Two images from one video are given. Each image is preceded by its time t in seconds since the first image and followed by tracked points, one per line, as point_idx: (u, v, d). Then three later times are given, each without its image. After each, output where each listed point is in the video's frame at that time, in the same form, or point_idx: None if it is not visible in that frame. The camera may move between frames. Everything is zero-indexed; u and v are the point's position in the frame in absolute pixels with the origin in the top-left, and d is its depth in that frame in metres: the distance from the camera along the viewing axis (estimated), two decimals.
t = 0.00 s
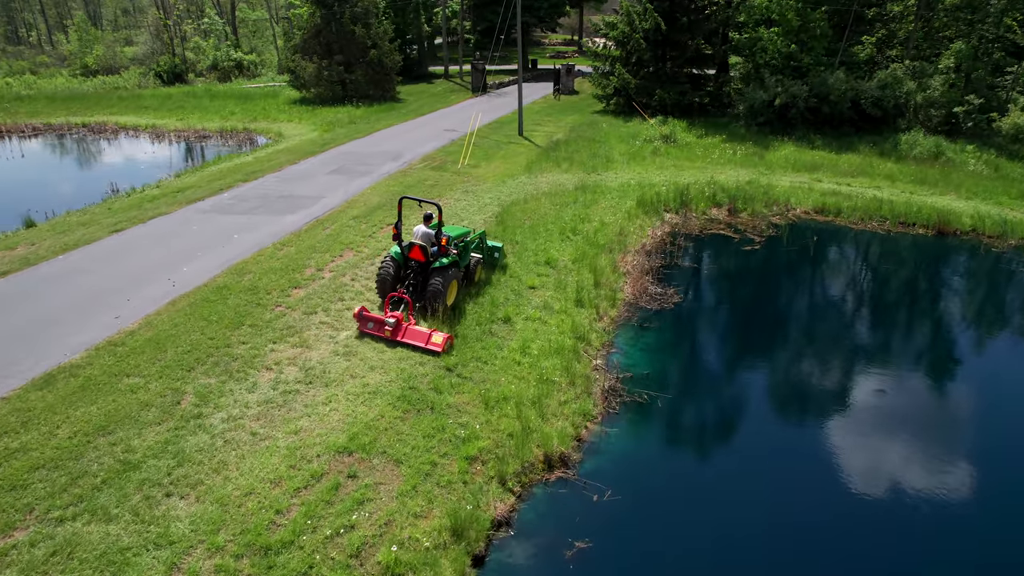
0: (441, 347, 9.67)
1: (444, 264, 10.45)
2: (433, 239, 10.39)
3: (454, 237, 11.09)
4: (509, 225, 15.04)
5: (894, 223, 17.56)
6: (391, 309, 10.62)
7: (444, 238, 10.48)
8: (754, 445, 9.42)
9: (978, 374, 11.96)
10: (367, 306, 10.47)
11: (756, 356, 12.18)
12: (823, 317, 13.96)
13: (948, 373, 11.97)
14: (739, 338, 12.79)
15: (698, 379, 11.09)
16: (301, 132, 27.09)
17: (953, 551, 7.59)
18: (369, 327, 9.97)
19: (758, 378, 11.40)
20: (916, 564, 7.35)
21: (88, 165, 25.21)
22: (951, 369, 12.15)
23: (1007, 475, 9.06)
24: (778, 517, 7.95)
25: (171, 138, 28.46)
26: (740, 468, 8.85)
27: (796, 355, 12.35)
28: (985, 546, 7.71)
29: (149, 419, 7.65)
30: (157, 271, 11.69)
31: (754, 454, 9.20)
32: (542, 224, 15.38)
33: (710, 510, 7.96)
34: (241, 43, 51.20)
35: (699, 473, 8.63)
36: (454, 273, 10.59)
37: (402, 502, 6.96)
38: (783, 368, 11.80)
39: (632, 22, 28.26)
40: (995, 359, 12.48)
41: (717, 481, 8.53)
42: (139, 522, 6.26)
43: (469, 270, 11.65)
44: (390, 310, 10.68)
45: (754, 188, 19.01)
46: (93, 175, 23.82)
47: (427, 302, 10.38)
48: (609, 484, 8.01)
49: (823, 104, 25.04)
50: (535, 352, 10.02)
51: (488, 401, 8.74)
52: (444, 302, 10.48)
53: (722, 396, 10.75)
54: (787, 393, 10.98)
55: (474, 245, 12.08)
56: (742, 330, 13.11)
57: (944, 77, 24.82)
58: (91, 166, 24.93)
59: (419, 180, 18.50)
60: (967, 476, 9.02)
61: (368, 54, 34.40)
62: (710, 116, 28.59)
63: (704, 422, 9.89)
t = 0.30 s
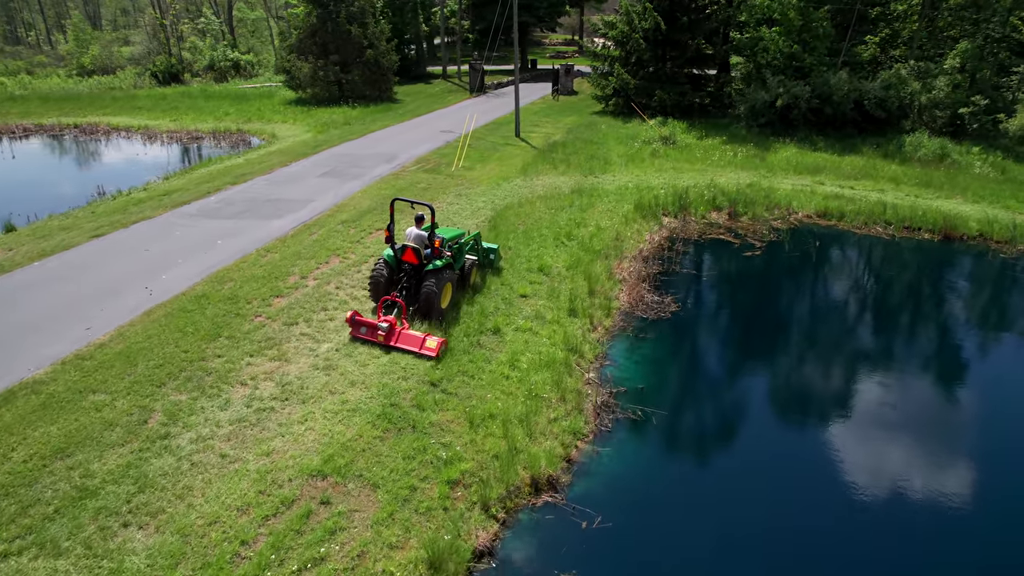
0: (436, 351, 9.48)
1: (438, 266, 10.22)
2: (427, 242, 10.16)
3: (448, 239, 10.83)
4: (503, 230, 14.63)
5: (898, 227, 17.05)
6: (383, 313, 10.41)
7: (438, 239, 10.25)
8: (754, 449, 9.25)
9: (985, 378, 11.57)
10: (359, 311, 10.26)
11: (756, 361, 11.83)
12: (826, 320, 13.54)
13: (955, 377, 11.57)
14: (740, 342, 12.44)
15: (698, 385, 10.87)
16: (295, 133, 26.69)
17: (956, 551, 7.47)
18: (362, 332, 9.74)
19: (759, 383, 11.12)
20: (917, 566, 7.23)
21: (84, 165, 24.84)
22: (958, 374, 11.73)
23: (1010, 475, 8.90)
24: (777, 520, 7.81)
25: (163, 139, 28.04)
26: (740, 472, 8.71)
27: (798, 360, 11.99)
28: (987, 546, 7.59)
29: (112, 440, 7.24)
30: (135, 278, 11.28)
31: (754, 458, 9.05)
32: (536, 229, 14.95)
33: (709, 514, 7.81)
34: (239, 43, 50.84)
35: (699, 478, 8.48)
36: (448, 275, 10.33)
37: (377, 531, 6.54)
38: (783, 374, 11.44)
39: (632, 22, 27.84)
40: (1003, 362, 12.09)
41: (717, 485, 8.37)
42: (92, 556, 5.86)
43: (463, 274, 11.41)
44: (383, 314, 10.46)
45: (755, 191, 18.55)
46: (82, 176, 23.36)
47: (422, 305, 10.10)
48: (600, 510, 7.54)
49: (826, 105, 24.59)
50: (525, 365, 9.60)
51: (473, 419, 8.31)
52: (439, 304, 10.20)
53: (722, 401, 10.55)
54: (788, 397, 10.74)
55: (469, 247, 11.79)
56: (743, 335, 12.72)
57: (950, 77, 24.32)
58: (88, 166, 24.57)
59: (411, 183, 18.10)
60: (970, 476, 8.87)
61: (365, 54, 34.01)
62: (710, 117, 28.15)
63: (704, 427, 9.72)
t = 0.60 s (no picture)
0: (430, 356, 9.26)
1: (431, 269, 10.06)
2: (419, 244, 9.99)
3: (441, 241, 10.77)
4: (496, 235, 14.19)
5: (905, 232, 16.53)
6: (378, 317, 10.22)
7: (430, 242, 10.11)
8: (755, 454, 9.07)
9: (992, 383, 11.20)
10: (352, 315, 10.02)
11: (757, 366, 11.51)
12: (828, 325, 13.16)
13: (962, 383, 11.19)
14: (741, 346, 12.12)
15: (698, 390, 10.64)
16: (288, 134, 26.26)
17: (957, 551, 7.37)
18: (355, 336, 9.54)
19: (760, 388, 10.85)
20: (917, 565, 7.13)
21: (80, 165, 24.47)
22: (965, 379, 11.36)
23: (1011, 475, 8.77)
24: (777, 520, 7.72)
25: (155, 141, 27.59)
26: (740, 476, 8.56)
27: (800, 366, 11.65)
28: (988, 544, 7.50)
29: (71, 464, 6.81)
30: (111, 285, 10.87)
31: (755, 462, 8.88)
32: (530, 234, 14.50)
33: (709, 519, 7.68)
34: (237, 42, 50.46)
35: (698, 482, 8.33)
36: (442, 277, 10.22)
37: (349, 565, 6.10)
38: (785, 379, 11.14)
39: (632, 21, 27.38)
40: (1010, 366, 11.73)
41: (717, 489, 8.22)
42: None
43: (458, 276, 11.43)
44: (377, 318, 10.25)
45: (757, 195, 18.07)
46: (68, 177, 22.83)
47: (416, 309, 10.04)
48: (589, 539, 7.07)
49: (829, 106, 24.12)
50: (514, 380, 9.16)
51: (458, 439, 7.87)
52: (433, 308, 10.13)
53: (722, 405, 10.33)
54: (790, 401, 10.50)
55: (464, 248, 11.81)
56: (743, 339, 12.38)
57: (956, 77, 23.82)
58: (85, 166, 24.21)
59: (404, 186, 17.66)
60: (972, 476, 8.71)
61: (361, 54, 33.62)
62: (711, 117, 27.69)
63: (704, 431, 9.54)
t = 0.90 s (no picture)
0: (425, 361, 9.05)
1: (427, 271, 9.79)
2: (415, 245, 9.69)
3: (437, 243, 10.49)
4: (489, 241, 13.78)
5: (912, 237, 15.99)
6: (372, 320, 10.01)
7: (426, 244, 9.84)
8: (756, 456, 8.88)
9: (1000, 391, 10.88)
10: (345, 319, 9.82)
11: (758, 370, 11.20)
12: (832, 328, 12.78)
13: (968, 391, 10.89)
14: (742, 350, 11.78)
15: (699, 392, 10.39)
16: (282, 135, 25.85)
17: (956, 551, 7.33)
18: (348, 341, 9.36)
19: (762, 391, 10.56)
20: (917, 564, 7.09)
21: (80, 165, 24.09)
22: (972, 387, 11.03)
23: (1012, 476, 8.69)
24: (777, 518, 7.67)
25: (147, 141, 27.15)
26: (741, 480, 8.37)
27: (803, 371, 11.29)
28: (987, 544, 7.45)
29: (25, 491, 6.39)
30: (86, 295, 10.47)
31: (756, 463, 8.71)
32: (525, 240, 14.07)
33: (709, 523, 7.52)
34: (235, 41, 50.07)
35: (699, 486, 8.15)
36: (438, 280, 9.96)
37: None
38: (787, 383, 10.83)
39: (632, 20, 26.92)
40: (1018, 372, 11.41)
41: (717, 493, 8.05)
42: None
43: (454, 278, 11.12)
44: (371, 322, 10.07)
45: (759, 198, 17.61)
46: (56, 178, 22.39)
47: (411, 312, 9.76)
48: (577, 569, 6.62)
49: (832, 107, 23.66)
50: (503, 396, 8.73)
51: (441, 461, 7.45)
52: (429, 312, 9.86)
53: (724, 407, 10.05)
54: (792, 404, 10.23)
55: (459, 250, 11.57)
56: (744, 344, 12.03)
57: (962, 78, 23.34)
58: (84, 166, 23.83)
59: (396, 189, 17.24)
60: (973, 478, 8.60)
61: (358, 54, 33.22)
62: (713, 118, 27.25)
63: (705, 434, 9.33)
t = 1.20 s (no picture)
0: (419, 365, 8.93)
1: (422, 274, 9.68)
2: (409, 248, 9.57)
3: (432, 245, 10.36)
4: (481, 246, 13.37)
5: (917, 242, 15.51)
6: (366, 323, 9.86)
7: (421, 246, 9.72)
8: (757, 459, 8.76)
9: (1006, 397, 10.61)
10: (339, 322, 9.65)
11: (760, 373, 10.98)
12: (835, 331, 12.48)
13: (974, 397, 10.62)
14: (743, 354, 11.53)
15: (700, 396, 10.21)
16: (276, 136, 25.44)
17: (956, 549, 7.29)
18: (341, 345, 9.20)
19: (764, 394, 10.36)
20: (918, 564, 7.04)
21: (71, 165, 23.72)
22: (977, 392, 10.78)
23: (1014, 476, 8.62)
24: (777, 518, 7.64)
25: (140, 142, 26.73)
26: (742, 483, 8.27)
27: (805, 374, 11.04)
28: (988, 544, 7.40)
29: None
30: (60, 303, 10.07)
31: (756, 467, 8.60)
32: (518, 245, 13.64)
33: (709, 527, 7.43)
34: (232, 41, 49.73)
35: (699, 490, 8.05)
36: (432, 283, 9.83)
37: None
38: (789, 387, 10.60)
39: (631, 19, 26.46)
40: None
41: (718, 498, 7.95)
42: None
43: (449, 280, 10.98)
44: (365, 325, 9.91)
45: (760, 201, 17.18)
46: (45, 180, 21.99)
47: (405, 316, 9.60)
48: None
49: (835, 107, 23.21)
50: (490, 413, 8.30)
51: (422, 485, 7.02)
52: (424, 315, 9.72)
53: (726, 412, 9.87)
54: (794, 407, 10.06)
55: (455, 252, 11.39)
56: (745, 347, 11.77)
57: (968, 78, 22.88)
58: (75, 166, 23.46)
59: (388, 192, 16.82)
60: (975, 480, 8.52)
61: (354, 54, 32.83)
62: (714, 119, 26.83)
63: (706, 438, 9.19)
